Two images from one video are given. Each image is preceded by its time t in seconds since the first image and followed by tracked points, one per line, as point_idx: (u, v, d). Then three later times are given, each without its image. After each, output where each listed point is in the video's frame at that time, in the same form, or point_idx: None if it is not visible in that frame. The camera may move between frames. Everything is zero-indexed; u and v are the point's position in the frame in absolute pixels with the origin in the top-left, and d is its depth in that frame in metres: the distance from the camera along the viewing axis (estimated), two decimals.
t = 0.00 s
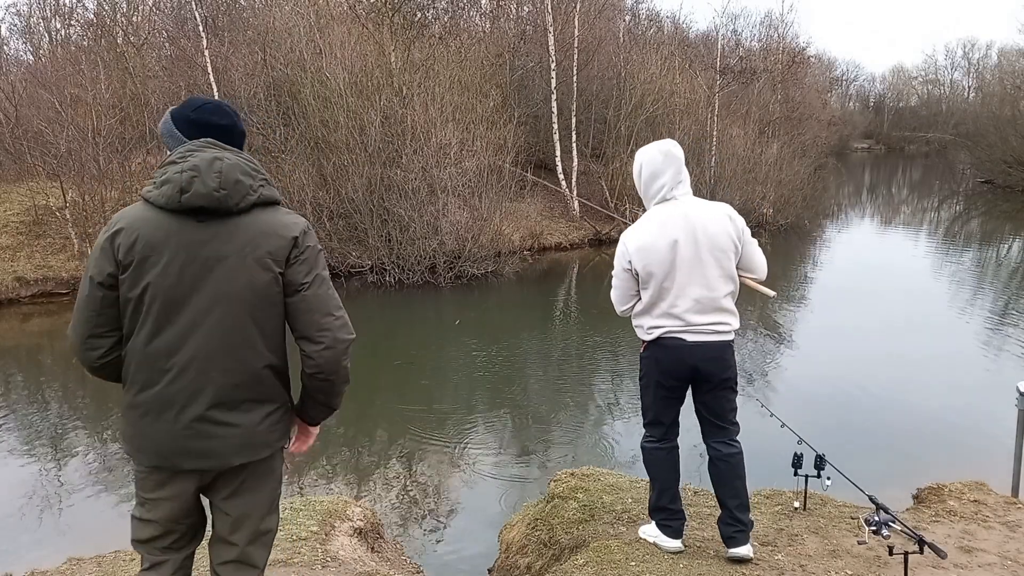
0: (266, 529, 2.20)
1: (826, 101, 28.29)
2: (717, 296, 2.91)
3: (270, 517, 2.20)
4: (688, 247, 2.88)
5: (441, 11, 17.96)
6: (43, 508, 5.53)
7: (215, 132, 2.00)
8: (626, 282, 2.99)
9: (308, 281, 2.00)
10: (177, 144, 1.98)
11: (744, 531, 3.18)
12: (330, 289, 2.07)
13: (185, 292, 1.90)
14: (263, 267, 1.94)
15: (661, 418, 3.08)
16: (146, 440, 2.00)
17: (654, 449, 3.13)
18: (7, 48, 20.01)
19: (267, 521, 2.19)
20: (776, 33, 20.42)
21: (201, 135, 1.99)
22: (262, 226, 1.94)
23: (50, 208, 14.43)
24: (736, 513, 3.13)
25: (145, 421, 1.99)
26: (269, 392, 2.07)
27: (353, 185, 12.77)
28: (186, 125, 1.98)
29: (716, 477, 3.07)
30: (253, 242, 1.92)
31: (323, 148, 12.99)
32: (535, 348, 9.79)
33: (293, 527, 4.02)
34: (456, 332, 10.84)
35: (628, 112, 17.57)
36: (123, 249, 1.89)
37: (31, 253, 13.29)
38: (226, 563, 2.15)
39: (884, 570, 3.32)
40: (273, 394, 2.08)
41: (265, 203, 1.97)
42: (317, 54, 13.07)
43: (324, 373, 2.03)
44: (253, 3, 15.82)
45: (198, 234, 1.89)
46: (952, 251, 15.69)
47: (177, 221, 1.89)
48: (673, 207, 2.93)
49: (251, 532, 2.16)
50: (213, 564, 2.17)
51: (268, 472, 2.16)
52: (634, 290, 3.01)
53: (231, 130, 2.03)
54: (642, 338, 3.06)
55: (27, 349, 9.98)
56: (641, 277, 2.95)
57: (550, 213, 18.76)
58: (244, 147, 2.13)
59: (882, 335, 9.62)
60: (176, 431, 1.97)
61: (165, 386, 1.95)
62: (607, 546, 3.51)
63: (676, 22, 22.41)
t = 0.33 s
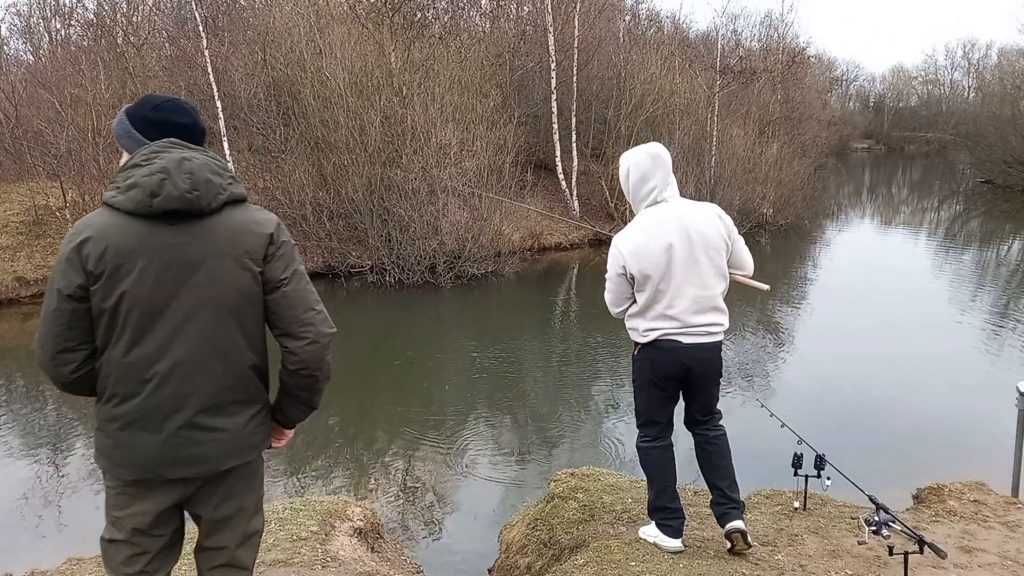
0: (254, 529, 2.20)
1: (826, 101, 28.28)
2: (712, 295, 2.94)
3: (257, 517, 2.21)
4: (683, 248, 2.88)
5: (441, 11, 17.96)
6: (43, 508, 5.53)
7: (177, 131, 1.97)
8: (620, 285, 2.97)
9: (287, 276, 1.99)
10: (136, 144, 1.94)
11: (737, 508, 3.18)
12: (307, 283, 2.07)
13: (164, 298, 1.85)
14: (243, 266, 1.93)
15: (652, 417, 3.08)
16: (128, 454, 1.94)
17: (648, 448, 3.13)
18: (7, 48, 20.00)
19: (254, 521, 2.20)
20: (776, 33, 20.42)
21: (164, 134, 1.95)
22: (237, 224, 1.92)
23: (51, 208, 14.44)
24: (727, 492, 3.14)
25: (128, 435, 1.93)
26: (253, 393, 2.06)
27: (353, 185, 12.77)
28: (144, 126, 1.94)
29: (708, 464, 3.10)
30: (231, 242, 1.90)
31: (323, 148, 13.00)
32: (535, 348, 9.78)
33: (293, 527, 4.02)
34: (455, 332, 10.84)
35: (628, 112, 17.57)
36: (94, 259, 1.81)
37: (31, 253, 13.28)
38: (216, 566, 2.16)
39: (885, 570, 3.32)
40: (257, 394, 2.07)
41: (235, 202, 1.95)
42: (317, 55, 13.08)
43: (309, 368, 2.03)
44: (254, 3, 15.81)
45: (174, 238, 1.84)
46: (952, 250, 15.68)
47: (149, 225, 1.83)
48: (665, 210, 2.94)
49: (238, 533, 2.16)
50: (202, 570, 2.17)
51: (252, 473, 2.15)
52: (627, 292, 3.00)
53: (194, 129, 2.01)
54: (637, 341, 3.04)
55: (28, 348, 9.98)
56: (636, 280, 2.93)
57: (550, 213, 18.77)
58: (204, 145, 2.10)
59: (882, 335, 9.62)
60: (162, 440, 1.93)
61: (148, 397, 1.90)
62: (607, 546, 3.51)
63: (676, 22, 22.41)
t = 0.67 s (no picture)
0: (228, 532, 2.18)
1: (826, 101, 28.29)
2: (713, 298, 2.98)
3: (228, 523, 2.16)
4: (690, 252, 2.90)
5: (441, 11, 17.98)
6: (43, 508, 5.53)
7: (120, 127, 1.92)
8: (625, 290, 2.94)
9: (242, 276, 1.94)
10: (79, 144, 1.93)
11: (718, 502, 3.48)
12: (265, 281, 2.01)
13: (111, 303, 1.81)
14: (194, 267, 1.87)
15: (654, 418, 3.08)
16: (82, 466, 1.91)
17: (649, 448, 3.13)
18: (7, 48, 19.98)
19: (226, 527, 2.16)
20: (775, 33, 20.44)
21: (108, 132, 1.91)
22: (186, 223, 1.86)
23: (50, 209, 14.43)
24: (712, 488, 3.38)
25: (81, 446, 1.90)
26: (211, 399, 2.01)
27: (352, 185, 12.77)
28: (86, 124, 1.91)
29: (700, 466, 3.25)
30: (180, 242, 1.85)
31: (323, 148, 13.01)
32: (535, 349, 9.77)
33: (293, 526, 4.02)
34: (454, 332, 10.83)
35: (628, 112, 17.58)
36: (36, 265, 1.78)
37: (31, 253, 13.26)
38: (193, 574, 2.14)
39: (884, 569, 3.33)
40: (216, 400, 2.03)
41: (185, 199, 1.89)
42: (318, 55, 13.09)
43: (267, 373, 1.99)
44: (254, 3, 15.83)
45: (120, 239, 1.79)
46: (953, 250, 15.68)
47: (92, 227, 1.78)
48: (671, 214, 2.94)
49: (212, 541, 2.12)
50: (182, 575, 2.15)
51: (220, 481, 2.10)
52: (632, 297, 2.97)
53: (140, 124, 1.96)
54: (638, 344, 3.03)
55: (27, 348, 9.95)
56: (644, 284, 2.91)
57: (550, 213, 18.78)
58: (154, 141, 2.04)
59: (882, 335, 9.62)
60: (116, 451, 1.90)
61: (99, 407, 1.86)
62: (607, 546, 3.51)
63: (676, 22, 22.42)
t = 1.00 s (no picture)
0: (223, 531, 2.15)
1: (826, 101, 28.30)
2: (723, 303, 3.11)
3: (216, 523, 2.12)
4: (711, 261, 3.02)
5: (441, 11, 17.96)
6: (42, 508, 5.54)
7: (88, 124, 1.88)
8: (655, 298, 2.94)
9: (206, 279, 1.87)
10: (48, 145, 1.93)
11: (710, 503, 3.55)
12: (235, 283, 1.93)
13: (69, 306, 1.80)
14: (154, 268, 1.82)
15: (659, 420, 3.12)
16: (52, 470, 1.92)
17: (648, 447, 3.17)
18: (7, 49, 19.98)
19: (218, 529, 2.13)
20: (776, 33, 20.42)
21: (72, 128, 1.88)
22: (147, 222, 1.82)
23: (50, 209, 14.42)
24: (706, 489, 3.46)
25: (51, 451, 1.91)
26: (182, 401, 1.97)
27: (352, 185, 12.77)
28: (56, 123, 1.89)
29: (694, 467, 3.32)
30: (138, 241, 1.80)
31: (323, 148, 13.01)
32: (534, 349, 9.77)
33: (293, 527, 4.02)
34: (454, 333, 10.83)
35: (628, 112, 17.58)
36: None
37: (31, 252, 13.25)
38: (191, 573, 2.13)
39: (885, 569, 3.33)
40: (188, 403, 1.99)
41: (151, 197, 1.85)
42: (318, 55, 13.11)
43: (235, 382, 1.95)
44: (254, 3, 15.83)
45: (77, 239, 1.78)
46: (953, 250, 15.69)
47: (52, 227, 1.79)
48: (692, 226, 3.05)
49: (205, 542, 2.11)
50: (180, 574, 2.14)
51: (207, 483, 2.07)
52: (657, 305, 2.98)
53: (110, 120, 1.90)
54: (660, 352, 3.02)
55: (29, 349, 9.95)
56: (672, 292, 2.95)
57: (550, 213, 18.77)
58: (139, 136, 2.01)
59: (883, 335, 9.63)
60: (83, 455, 1.89)
61: (62, 410, 1.86)
62: (607, 546, 3.51)
63: (676, 22, 22.42)
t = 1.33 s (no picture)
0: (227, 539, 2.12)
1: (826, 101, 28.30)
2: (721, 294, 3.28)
3: (220, 530, 2.10)
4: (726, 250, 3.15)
5: (441, 11, 17.93)
6: (43, 508, 5.54)
7: (99, 122, 1.89)
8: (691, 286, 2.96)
9: (205, 287, 1.85)
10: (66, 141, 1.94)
11: (711, 505, 3.55)
12: (237, 292, 1.91)
13: (63, 306, 1.80)
14: (148, 272, 1.80)
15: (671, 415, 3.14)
16: (52, 470, 1.94)
17: (657, 445, 3.18)
18: (7, 49, 20.00)
19: (222, 536, 2.10)
20: (776, 33, 20.41)
21: (82, 126, 1.90)
22: (143, 225, 1.80)
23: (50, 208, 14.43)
24: (707, 490, 3.47)
25: (49, 450, 1.92)
26: (179, 406, 1.95)
27: (352, 185, 12.77)
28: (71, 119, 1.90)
29: (698, 465, 3.34)
30: (133, 245, 1.79)
31: (323, 148, 13.02)
32: (534, 349, 9.78)
33: (293, 527, 4.03)
34: (454, 333, 10.84)
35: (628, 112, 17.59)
36: None
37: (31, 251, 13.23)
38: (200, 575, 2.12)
39: (884, 569, 3.33)
40: (186, 408, 1.96)
41: (153, 199, 1.84)
42: (318, 55, 13.14)
43: (235, 393, 1.92)
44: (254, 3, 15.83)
45: (73, 240, 1.78)
46: (953, 250, 15.69)
47: (51, 227, 1.80)
48: (710, 216, 3.14)
49: (208, 550, 2.08)
50: None
51: (209, 487, 2.05)
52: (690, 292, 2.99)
53: (122, 119, 1.90)
54: (684, 343, 3.04)
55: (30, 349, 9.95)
56: (704, 279, 3.01)
57: (550, 213, 18.78)
58: (155, 134, 2.01)
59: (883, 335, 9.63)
60: (79, 457, 1.90)
61: (57, 411, 1.87)
62: (607, 546, 3.51)
63: (676, 22, 22.41)
